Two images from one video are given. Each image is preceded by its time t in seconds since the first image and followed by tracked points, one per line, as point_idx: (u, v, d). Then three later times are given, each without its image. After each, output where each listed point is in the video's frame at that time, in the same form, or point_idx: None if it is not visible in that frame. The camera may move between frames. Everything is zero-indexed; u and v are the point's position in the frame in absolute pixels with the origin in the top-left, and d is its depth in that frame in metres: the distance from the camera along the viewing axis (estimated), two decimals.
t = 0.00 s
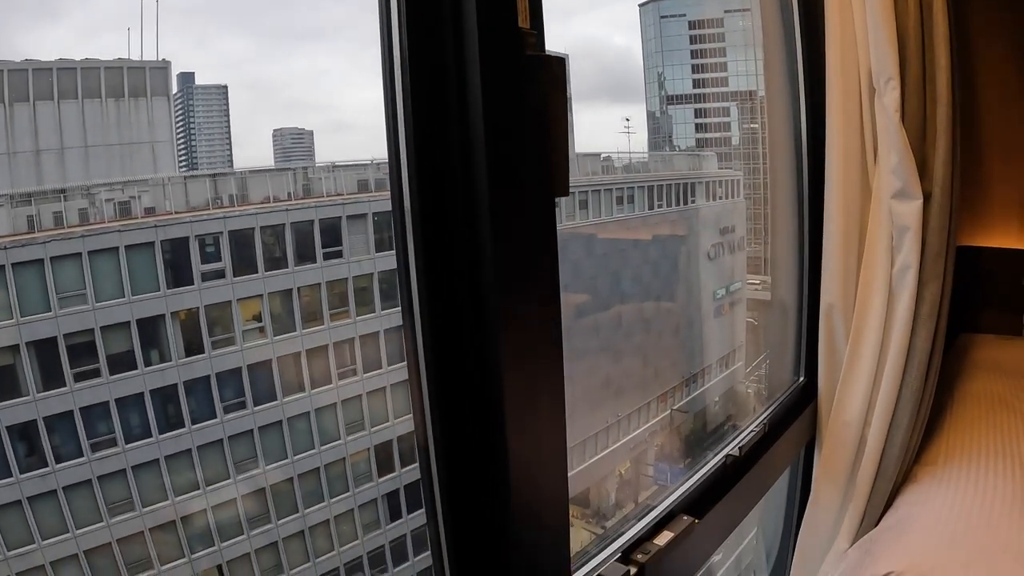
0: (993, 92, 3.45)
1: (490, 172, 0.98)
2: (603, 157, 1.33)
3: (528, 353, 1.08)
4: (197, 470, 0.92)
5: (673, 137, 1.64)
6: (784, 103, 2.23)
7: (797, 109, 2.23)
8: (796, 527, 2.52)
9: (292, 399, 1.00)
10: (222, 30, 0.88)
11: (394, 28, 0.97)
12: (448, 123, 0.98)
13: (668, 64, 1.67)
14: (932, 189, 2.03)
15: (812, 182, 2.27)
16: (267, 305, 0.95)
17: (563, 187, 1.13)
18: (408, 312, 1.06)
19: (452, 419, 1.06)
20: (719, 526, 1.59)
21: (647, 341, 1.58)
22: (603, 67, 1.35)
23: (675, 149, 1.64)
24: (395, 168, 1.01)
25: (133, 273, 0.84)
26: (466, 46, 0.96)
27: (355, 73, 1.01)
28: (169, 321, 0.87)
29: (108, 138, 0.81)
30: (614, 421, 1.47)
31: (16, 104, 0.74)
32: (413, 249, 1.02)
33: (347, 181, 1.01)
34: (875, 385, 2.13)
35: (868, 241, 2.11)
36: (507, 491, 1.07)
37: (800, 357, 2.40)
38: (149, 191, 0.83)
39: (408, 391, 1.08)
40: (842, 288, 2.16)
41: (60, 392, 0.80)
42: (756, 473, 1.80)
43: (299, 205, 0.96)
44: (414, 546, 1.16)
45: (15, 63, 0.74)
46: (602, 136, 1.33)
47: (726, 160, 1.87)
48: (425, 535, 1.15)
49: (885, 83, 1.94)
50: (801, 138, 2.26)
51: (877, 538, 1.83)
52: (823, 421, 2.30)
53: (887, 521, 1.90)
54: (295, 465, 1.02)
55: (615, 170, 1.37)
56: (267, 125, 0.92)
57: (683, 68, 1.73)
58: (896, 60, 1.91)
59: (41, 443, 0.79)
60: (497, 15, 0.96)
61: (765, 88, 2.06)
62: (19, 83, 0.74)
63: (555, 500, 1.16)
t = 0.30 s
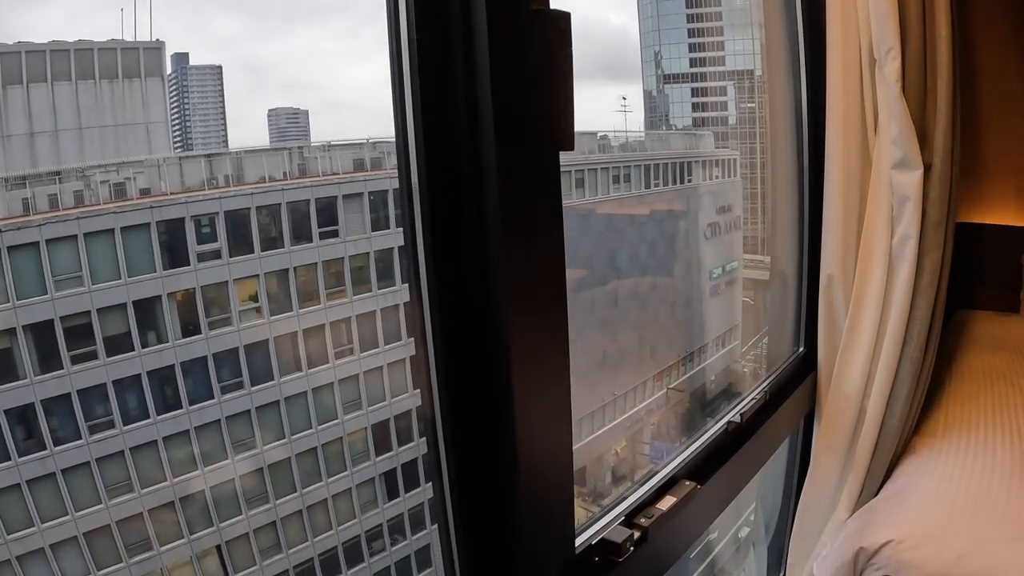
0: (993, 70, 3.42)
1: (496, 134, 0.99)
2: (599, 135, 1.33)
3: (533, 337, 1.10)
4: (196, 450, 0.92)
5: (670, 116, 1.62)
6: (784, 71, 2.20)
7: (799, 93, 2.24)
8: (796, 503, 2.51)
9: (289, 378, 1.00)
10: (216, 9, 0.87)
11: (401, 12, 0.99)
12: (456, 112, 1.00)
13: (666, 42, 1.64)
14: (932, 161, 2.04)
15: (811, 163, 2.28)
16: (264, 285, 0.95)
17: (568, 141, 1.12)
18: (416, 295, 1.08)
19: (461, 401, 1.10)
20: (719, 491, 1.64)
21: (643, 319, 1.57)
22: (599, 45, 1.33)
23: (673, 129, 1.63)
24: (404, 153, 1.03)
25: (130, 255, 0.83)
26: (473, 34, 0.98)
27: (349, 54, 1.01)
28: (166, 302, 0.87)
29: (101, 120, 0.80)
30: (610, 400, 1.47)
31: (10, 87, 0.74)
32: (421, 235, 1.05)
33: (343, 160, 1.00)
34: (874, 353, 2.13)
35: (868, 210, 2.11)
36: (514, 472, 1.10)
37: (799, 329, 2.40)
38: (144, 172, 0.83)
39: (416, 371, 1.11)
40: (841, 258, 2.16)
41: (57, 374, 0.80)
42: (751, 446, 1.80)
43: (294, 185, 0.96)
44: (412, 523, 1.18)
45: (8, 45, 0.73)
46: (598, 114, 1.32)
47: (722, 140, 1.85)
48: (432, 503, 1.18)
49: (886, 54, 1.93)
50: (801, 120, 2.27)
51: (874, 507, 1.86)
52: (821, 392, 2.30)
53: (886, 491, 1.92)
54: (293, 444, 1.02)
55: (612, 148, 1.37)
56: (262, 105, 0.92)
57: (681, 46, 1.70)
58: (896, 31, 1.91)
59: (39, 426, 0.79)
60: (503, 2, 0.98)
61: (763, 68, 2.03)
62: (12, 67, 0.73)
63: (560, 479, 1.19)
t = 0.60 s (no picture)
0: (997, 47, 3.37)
1: (502, 119, 1.02)
2: (598, 115, 1.32)
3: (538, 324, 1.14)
4: (196, 431, 0.92)
5: (670, 97, 1.61)
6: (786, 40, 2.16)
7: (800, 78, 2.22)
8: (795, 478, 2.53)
9: (289, 359, 0.99)
10: None
11: None
12: (463, 107, 1.04)
13: (666, 23, 1.63)
14: (931, 134, 2.04)
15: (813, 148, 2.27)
16: (263, 266, 0.94)
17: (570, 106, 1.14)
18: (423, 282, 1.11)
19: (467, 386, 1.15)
20: (722, 461, 1.66)
21: (642, 299, 1.57)
22: (597, 24, 1.32)
23: (673, 109, 1.62)
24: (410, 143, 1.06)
25: (128, 237, 0.83)
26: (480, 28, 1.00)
27: (346, 33, 1.00)
28: (165, 284, 0.86)
29: (98, 102, 0.79)
30: (609, 379, 1.48)
31: (7, 69, 0.73)
32: (428, 225, 1.08)
33: (342, 140, 0.99)
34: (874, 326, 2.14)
35: (868, 185, 2.11)
36: (518, 454, 1.16)
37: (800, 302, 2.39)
38: (142, 153, 0.82)
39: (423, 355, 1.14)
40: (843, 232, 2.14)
41: (57, 357, 0.80)
42: (755, 415, 1.83)
43: (293, 165, 0.95)
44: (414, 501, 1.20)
45: (4, 28, 0.72)
46: (597, 94, 1.31)
47: (722, 120, 1.84)
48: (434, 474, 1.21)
49: (888, 28, 1.93)
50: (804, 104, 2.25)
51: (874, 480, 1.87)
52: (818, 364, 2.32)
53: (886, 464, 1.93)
54: (292, 425, 1.02)
55: (611, 129, 1.36)
56: (260, 86, 0.91)
57: (681, 27, 1.68)
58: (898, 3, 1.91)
59: (40, 409, 0.80)
60: None
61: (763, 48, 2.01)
62: (9, 50, 0.73)
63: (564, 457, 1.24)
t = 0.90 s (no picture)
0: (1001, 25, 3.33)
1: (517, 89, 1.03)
2: (601, 96, 1.31)
3: (551, 307, 1.15)
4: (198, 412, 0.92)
5: (672, 78, 1.59)
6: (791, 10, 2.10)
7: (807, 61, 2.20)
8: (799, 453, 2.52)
9: (291, 339, 1.00)
10: None
11: None
12: (478, 78, 1.04)
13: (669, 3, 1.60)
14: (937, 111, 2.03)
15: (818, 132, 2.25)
16: (264, 248, 0.94)
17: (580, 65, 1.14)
18: (439, 267, 1.13)
19: (483, 370, 1.17)
20: (727, 430, 1.69)
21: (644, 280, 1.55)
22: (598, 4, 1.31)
23: (675, 91, 1.60)
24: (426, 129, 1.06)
25: (129, 219, 0.83)
26: None
27: (346, 12, 0.99)
28: (166, 266, 0.86)
29: (99, 85, 0.79)
30: (610, 360, 1.47)
31: (7, 53, 0.73)
32: (444, 210, 1.09)
33: (343, 121, 0.99)
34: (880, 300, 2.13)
35: (875, 158, 2.10)
36: (532, 438, 1.17)
37: (804, 275, 2.35)
38: (143, 135, 0.82)
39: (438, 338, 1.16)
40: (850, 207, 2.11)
41: (59, 340, 0.80)
42: (758, 388, 1.84)
43: (294, 146, 0.94)
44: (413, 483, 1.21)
45: (3, 11, 0.72)
46: (600, 73, 1.31)
47: (725, 102, 1.80)
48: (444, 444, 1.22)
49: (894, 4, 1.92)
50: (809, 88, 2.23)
51: (879, 454, 1.87)
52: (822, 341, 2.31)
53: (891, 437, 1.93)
54: (294, 406, 1.02)
55: (613, 110, 1.35)
56: (260, 67, 0.91)
57: (684, 7, 1.65)
58: None
59: (42, 392, 0.80)
60: None
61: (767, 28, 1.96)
62: (8, 33, 0.72)
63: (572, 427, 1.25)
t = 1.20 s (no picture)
0: None
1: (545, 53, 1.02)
2: (607, 77, 1.30)
3: (575, 283, 1.16)
4: (204, 394, 0.93)
5: (678, 60, 1.56)
6: None
7: (818, 43, 2.16)
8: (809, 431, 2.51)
9: (296, 321, 0.99)
10: None
11: None
12: (503, 45, 1.04)
13: None
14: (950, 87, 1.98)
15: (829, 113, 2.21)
16: (269, 229, 0.94)
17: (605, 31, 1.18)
18: (464, 240, 1.13)
19: (508, 344, 1.17)
20: (739, 402, 1.70)
21: (650, 261, 1.54)
22: None
23: (681, 73, 1.58)
24: (450, 104, 1.07)
25: (134, 201, 0.83)
26: None
27: None
28: (171, 248, 0.86)
29: (103, 67, 0.78)
30: (615, 341, 1.46)
31: (9, 36, 0.73)
32: (469, 183, 1.10)
33: (347, 102, 0.98)
34: (890, 275, 2.10)
35: (888, 129, 2.06)
36: (556, 411, 1.18)
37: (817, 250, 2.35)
38: (147, 117, 0.82)
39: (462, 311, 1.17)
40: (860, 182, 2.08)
41: (64, 322, 0.80)
42: (769, 362, 1.84)
43: (299, 128, 0.94)
44: (416, 464, 1.22)
45: None
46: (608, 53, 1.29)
47: (731, 85, 1.77)
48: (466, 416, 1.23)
49: None
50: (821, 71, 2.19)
51: (891, 430, 1.86)
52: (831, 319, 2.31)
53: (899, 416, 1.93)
54: (299, 387, 1.03)
55: (618, 91, 1.33)
56: (264, 50, 0.90)
57: None
58: None
59: (48, 375, 0.81)
60: None
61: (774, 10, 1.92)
62: (11, 16, 0.73)
63: (592, 401, 1.26)
